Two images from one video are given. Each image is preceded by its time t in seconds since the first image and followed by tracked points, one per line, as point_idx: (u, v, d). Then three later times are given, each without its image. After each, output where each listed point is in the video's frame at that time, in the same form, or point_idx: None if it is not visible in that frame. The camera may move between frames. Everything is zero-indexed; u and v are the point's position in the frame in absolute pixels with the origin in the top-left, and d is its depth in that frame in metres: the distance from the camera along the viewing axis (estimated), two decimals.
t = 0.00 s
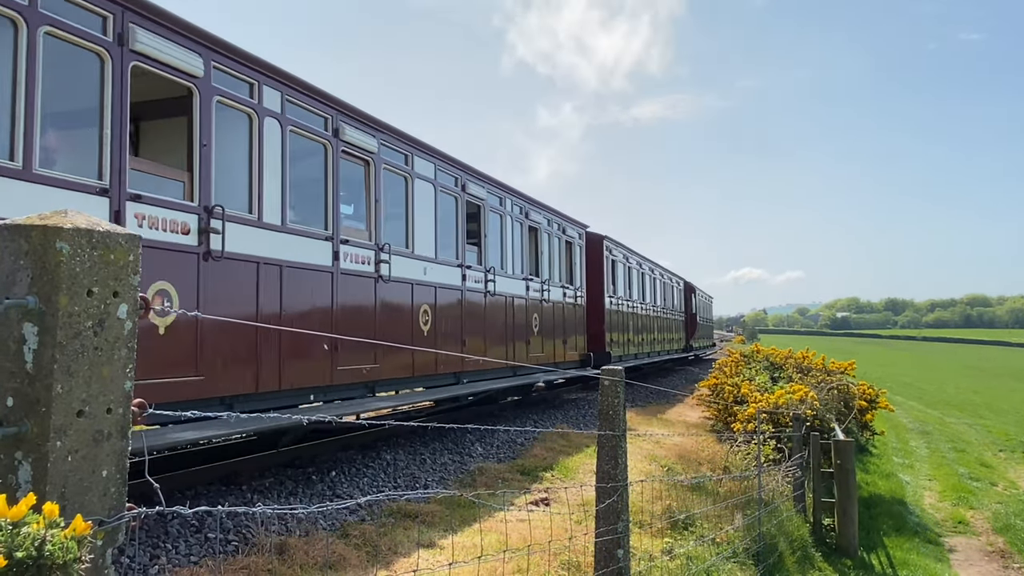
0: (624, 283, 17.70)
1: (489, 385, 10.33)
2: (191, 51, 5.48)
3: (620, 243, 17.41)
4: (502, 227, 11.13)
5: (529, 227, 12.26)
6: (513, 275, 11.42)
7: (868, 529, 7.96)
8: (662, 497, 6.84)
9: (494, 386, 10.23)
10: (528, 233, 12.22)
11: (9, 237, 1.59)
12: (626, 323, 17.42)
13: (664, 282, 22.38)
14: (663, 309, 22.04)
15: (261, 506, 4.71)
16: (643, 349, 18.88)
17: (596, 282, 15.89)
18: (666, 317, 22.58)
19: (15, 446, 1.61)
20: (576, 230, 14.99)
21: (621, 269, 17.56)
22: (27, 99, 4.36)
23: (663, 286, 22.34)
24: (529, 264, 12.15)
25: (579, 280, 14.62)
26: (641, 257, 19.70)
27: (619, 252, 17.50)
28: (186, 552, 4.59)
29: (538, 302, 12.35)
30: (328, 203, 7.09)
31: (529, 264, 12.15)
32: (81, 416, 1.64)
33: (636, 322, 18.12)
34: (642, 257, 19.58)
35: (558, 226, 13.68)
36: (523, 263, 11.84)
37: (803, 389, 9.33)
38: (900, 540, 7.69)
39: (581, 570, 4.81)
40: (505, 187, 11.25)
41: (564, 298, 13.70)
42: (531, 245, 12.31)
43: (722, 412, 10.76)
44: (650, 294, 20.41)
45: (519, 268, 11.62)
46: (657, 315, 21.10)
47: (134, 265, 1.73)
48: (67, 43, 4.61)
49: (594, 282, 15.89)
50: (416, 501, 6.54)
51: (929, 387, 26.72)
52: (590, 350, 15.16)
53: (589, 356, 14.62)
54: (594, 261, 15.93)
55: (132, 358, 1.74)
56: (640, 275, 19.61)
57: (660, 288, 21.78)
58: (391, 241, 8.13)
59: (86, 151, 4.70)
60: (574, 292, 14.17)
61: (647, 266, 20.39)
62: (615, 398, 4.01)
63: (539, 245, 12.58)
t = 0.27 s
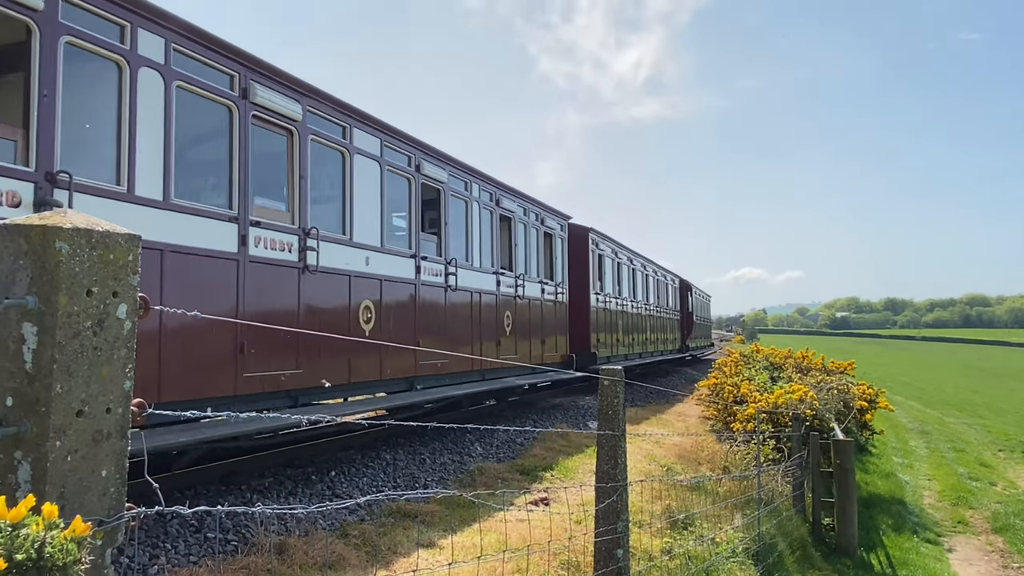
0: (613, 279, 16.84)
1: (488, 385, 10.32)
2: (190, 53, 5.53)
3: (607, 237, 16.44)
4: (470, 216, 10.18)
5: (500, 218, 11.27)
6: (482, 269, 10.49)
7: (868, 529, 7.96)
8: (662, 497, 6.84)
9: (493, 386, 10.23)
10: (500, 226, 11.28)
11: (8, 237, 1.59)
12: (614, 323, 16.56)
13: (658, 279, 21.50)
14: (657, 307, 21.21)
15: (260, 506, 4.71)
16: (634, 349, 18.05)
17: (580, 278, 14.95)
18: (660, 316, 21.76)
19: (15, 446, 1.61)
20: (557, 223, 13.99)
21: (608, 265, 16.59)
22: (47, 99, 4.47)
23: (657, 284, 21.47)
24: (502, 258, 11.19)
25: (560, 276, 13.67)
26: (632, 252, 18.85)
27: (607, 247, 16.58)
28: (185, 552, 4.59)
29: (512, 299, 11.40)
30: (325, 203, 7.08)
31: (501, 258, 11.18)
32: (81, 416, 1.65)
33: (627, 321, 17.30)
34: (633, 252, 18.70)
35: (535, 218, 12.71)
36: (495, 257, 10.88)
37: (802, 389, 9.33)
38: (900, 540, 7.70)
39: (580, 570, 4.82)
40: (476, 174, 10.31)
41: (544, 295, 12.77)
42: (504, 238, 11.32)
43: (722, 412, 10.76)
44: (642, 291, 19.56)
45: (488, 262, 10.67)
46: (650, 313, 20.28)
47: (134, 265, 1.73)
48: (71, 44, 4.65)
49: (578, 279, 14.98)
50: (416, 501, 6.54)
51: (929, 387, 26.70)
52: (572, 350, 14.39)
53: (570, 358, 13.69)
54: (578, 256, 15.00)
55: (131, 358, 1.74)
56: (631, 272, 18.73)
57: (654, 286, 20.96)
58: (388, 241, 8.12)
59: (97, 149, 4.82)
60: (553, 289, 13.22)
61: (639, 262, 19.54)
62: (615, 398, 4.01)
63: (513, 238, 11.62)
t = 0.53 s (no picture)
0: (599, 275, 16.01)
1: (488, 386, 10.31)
2: (190, 52, 5.52)
3: (593, 228, 15.50)
4: (432, 201, 9.10)
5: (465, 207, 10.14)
6: (444, 262, 9.39)
7: (867, 529, 7.96)
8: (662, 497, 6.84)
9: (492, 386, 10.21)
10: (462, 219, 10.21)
11: (7, 237, 1.59)
12: (601, 322, 15.78)
13: (649, 274, 20.68)
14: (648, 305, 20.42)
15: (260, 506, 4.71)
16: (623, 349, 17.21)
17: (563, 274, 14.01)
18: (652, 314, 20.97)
19: (14, 446, 1.61)
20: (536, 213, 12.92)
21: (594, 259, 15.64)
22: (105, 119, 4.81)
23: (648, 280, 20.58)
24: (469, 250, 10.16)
25: (538, 271, 12.69)
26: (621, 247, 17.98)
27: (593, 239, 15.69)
28: (185, 552, 4.59)
29: (481, 296, 10.34)
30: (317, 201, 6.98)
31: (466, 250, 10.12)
32: (80, 416, 1.64)
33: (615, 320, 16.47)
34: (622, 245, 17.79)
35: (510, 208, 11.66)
36: (460, 248, 9.79)
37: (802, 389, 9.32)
38: (899, 540, 7.70)
39: (580, 570, 4.82)
40: (437, 155, 9.23)
41: (519, 291, 11.73)
42: (471, 229, 10.28)
43: (722, 412, 10.75)
44: (631, 288, 18.74)
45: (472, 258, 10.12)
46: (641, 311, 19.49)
47: (134, 265, 1.72)
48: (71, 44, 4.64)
49: (559, 274, 14.03)
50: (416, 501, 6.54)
51: (929, 387, 26.69)
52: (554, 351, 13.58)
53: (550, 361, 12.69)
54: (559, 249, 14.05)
55: (131, 358, 1.74)
56: (619, 269, 17.89)
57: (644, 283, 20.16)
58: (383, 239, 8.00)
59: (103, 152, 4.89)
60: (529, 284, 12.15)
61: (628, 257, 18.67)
62: (614, 398, 4.01)
63: (484, 228, 10.54)
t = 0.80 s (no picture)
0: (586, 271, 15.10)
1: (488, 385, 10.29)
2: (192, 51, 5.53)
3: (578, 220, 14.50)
4: (380, 180, 7.97)
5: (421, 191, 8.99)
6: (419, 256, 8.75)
7: (867, 528, 7.96)
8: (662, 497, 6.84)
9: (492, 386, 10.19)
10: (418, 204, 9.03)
11: (8, 237, 1.59)
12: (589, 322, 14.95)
13: (642, 272, 19.86)
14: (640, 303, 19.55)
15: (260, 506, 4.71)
16: (613, 349, 16.33)
17: (542, 269, 12.96)
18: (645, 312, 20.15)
19: (14, 446, 1.61)
20: (508, 200, 11.79)
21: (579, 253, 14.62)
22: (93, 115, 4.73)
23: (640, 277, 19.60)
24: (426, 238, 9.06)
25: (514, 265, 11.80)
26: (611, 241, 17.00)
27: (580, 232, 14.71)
28: (185, 552, 4.59)
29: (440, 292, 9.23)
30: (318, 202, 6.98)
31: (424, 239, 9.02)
32: (81, 416, 1.64)
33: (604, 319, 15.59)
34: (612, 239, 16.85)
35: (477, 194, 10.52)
36: (415, 237, 8.70)
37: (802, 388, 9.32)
38: (899, 540, 7.70)
39: (580, 570, 4.81)
40: (386, 129, 8.07)
41: (487, 288, 10.66)
42: (429, 215, 9.16)
43: (722, 412, 10.75)
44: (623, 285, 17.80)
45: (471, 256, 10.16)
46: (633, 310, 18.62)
47: (134, 264, 1.72)
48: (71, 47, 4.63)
49: (540, 269, 13.01)
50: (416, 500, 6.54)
51: (929, 387, 26.65)
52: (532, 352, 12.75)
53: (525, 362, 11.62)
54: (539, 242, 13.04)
55: (131, 357, 1.74)
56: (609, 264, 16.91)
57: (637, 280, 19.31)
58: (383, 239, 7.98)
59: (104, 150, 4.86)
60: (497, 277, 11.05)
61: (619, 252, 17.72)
62: (614, 398, 4.01)
63: (445, 215, 9.41)
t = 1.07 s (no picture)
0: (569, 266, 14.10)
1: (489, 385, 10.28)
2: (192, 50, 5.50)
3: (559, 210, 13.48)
4: (307, 152, 6.80)
5: (362, 171, 7.82)
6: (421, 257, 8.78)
7: (867, 528, 7.96)
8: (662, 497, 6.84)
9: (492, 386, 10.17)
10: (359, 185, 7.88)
11: (8, 237, 1.59)
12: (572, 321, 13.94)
13: (633, 268, 18.96)
14: (632, 301, 18.59)
15: (260, 506, 4.71)
16: (600, 349, 15.34)
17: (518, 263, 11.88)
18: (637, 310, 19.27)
19: (14, 446, 1.61)
20: (477, 186, 10.49)
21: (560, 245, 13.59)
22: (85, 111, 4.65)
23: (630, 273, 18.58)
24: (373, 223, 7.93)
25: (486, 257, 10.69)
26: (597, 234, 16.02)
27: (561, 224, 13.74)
28: (185, 552, 4.59)
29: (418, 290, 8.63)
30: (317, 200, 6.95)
31: (369, 224, 7.91)
32: (80, 415, 1.64)
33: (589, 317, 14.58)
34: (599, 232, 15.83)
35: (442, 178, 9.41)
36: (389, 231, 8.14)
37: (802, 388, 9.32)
38: (899, 539, 7.70)
39: (580, 570, 4.82)
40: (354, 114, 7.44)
41: (450, 282, 9.46)
42: (374, 197, 8.03)
43: (722, 412, 10.74)
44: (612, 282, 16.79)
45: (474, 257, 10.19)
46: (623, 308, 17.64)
47: (134, 264, 1.72)
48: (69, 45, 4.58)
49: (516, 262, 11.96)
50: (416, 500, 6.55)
51: (929, 387, 26.60)
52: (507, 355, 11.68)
53: (493, 365, 10.44)
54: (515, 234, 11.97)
55: (130, 357, 1.74)
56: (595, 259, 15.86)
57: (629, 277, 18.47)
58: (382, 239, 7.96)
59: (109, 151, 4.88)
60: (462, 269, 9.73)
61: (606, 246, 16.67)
62: (615, 398, 4.01)
63: (394, 197, 8.24)
